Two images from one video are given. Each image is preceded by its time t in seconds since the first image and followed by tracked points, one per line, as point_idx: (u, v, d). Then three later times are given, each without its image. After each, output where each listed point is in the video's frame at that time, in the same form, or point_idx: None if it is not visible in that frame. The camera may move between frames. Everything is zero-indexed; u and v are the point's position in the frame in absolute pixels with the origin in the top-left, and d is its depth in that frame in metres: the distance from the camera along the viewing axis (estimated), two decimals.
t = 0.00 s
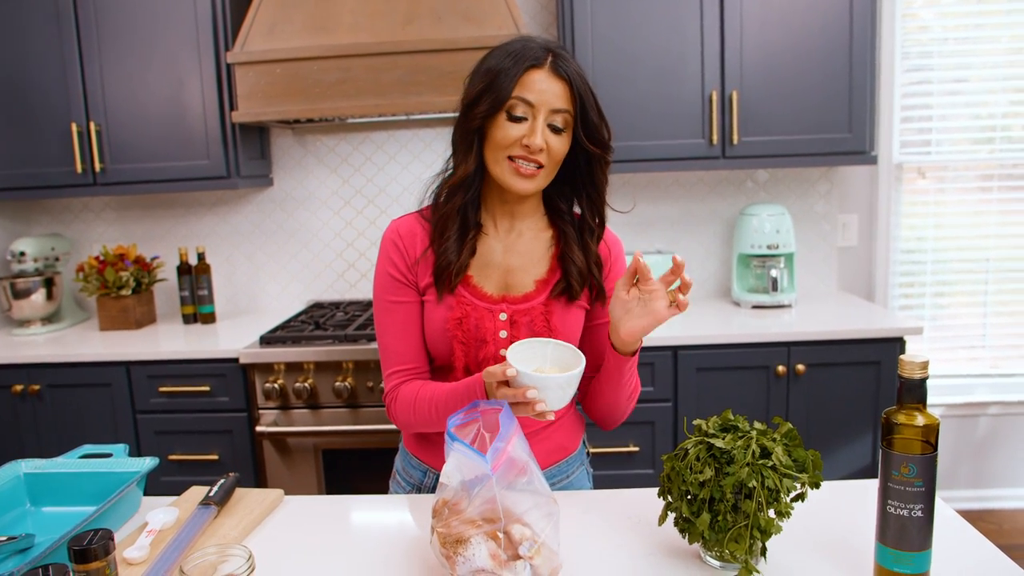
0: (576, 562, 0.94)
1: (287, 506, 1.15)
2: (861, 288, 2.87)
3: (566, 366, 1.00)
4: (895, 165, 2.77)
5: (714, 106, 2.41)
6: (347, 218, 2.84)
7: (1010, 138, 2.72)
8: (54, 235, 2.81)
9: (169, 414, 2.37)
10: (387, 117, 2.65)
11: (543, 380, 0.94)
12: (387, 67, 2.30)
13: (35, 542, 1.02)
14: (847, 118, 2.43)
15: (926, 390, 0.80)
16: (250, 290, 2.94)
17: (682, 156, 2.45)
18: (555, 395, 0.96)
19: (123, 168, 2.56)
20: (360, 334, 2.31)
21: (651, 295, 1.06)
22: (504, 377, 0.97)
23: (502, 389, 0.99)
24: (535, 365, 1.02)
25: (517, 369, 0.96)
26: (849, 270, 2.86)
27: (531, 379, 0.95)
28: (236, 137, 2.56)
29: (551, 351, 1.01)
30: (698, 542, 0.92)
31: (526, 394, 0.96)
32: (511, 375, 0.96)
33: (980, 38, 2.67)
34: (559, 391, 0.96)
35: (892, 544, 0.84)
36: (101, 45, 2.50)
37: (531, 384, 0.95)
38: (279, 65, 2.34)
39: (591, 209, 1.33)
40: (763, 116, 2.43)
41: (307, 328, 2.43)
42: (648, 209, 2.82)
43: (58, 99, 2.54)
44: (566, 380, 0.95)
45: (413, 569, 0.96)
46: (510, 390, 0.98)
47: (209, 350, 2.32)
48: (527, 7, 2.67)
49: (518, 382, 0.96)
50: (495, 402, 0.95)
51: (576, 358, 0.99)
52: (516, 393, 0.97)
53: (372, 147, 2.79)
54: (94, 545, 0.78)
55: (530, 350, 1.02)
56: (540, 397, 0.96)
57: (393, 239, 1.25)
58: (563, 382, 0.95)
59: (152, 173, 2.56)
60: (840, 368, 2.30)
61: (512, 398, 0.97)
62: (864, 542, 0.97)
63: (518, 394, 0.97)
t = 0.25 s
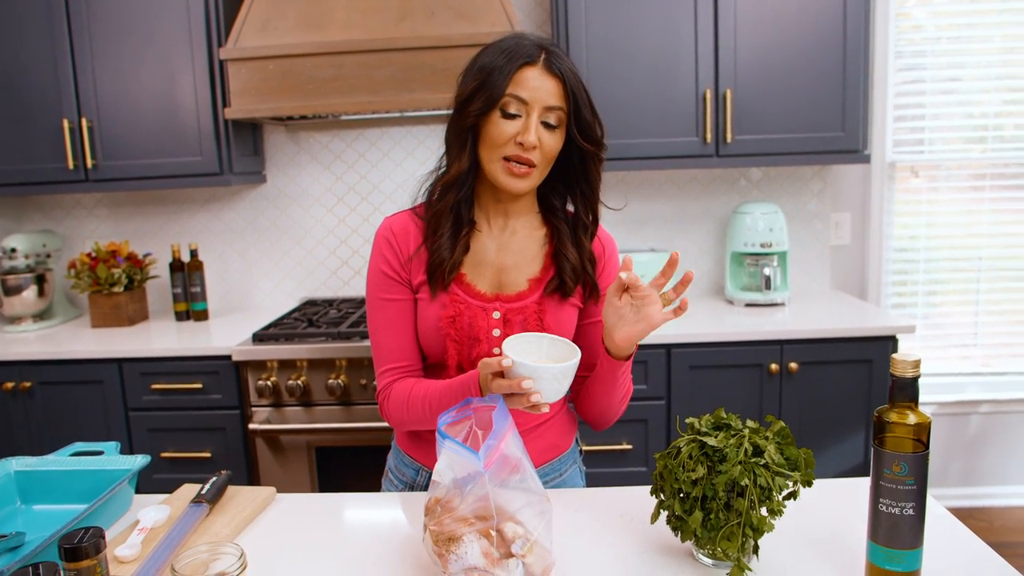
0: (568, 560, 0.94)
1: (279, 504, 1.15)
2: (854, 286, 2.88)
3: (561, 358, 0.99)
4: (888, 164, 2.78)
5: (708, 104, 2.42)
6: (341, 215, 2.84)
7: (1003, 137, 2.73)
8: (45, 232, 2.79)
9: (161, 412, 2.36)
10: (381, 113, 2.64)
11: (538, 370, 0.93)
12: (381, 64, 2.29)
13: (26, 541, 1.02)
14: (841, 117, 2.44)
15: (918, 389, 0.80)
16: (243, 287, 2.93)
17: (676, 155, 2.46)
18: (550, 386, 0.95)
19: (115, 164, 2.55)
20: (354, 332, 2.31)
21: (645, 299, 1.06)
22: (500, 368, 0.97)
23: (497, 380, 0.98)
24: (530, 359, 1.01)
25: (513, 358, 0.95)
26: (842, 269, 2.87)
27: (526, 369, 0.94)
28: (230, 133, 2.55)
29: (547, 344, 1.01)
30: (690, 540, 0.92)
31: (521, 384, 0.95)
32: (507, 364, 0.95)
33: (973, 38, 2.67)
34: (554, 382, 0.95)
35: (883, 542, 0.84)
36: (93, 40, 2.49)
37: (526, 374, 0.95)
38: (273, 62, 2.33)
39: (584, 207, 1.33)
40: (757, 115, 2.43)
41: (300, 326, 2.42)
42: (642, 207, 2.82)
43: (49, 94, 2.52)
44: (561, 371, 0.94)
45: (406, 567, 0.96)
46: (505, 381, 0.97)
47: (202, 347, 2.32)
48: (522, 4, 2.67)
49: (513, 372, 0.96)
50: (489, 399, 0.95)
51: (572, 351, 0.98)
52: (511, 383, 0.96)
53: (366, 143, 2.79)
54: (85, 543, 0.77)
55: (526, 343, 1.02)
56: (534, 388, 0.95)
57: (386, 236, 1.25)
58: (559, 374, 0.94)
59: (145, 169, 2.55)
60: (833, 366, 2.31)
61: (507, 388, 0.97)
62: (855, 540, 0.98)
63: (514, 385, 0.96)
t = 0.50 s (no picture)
0: (565, 561, 0.94)
1: (276, 506, 1.15)
2: (849, 286, 2.88)
3: (554, 363, 1.01)
4: (883, 164, 2.78)
5: (703, 104, 2.42)
6: (337, 216, 2.83)
7: (997, 137, 2.74)
8: (40, 234, 2.78)
9: (157, 414, 2.35)
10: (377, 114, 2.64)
11: (531, 378, 0.95)
12: (377, 65, 2.29)
13: (21, 544, 1.01)
14: (836, 116, 2.44)
15: (912, 388, 0.80)
16: (239, 288, 2.92)
17: (672, 155, 2.46)
18: (544, 393, 0.97)
19: (110, 165, 2.55)
20: (350, 333, 2.31)
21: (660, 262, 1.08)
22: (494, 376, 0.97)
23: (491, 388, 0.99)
24: (523, 363, 1.02)
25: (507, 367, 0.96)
26: (838, 268, 2.87)
27: (520, 377, 0.96)
28: (225, 135, 2.54)
29: (539, 348, 1.02)
30: (687, 541, 0.92)
31: (515, 392, 0.96)
32: (501, 374, 0.96)
33: (967, 37, 2.68)
34: (548, 388, 0.97)
35: (879, 541, 0.84)
36: (88, 42, 2.48)
37: (520, 382, 0.96)
38: (268, 63, 2.33)
39: (580, 207, 1.33)
40: (752, 115, 2.44)
41: (296, 327, 2.42)
42: (638, 208, 2.83)
43: (43, 96, 2.51)
44: (554, 376, 0.96)
45: (402, 568, 0.95)
46: (499, 389, 0.98)
47: (197, 349, 2.31)
48: (517, 5, 2.67)
49: (507, 380, 0.96)
50: (484, 401, 0.94)
51: (563, 355, 1.00)
52: (505, 392, 0.97)
53: (361, 144, 2.78)
54: (81, 546, 0.77)
55: (517, 347, 1.02)
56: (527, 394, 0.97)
57: (381, 238, 1.25)
58: (551, 379, 0.95)
59: (140, 170, 2.54)
60: (829, 365, 2.32)
61: (501, 397, 0.98)
62: (851, 539, 0.98)
63: (508, 393, 0.97)
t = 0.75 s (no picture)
0: (569, 562, 0.95)
1: (279, 507, 1.15)
2: (852, 287, 2.88)
3: (565, 360, 1.01)
4: (886, 165, 2.78)
5: (706, 106, 2.42)
6: (339, 218, 2.84)
7: (1000, 138, 2.74)
8: (44, 235, 2.79)
9: (161, 415, 2.36)
10: (379, 116, 2.65)
11: (544, 380, 0.95)
12: (380, 67, 2.29)
13: (26, 545, 1.01)
14: (839, 118, 2.44)
15: (916, 390, 0.80)
16: (242, 290, 2.93)
17: (674, 157, 2.46)
18: (558, 392, 0.97)
19: (113, 167, 2.55)
20: (353, 334, 2.31)
21: (640, 286, 1.07)
22: (506, 379, 0.97)
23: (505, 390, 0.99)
24: (532, 361, 1.02)
25: (519, 369, 0.96)
26: (841, 270, 2.87)
27: (533, 380, 0.95)
28: (228, 136, 2.55)
29: (546, 345, 1.02)
30: (691, 542, 0.92)
31: (529, 394, 0.96)
32: (514, 376, 0.96)
33: (969, 39, 2.68)
34: (561, 386, 0.96)
35: (883, 543, 0.84)
36: (92, 44, 2.49)
37: (533, 385, 0.96)
38: (271, 65, 2.33)
39: (583, 207, 1.33)
40: (755, 117, 2.44)
41: (299, 329, 2.42)
42: (641, 209, 2.83)
43: (47, 98, 2.52)
44: (567, 375, 0.95)
45: (406, 570, 0.96)
46: (513, 391, 0.98)
47: (201, 350, 2.31)
48: (520, 7, 2.67)
49: (520, 382, 0.97)
50: (488, 401, 0.95)
51: (573, 351, 1.00)
52: (520, 394, 0.97)
53: (364, 146, 2.79)
54: (86, 547, 0.77)
55: (526, 347, 1.02)
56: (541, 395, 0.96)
57: (383, 239, 1.25)
58: (563, 378, 0.95)
59: (144, 172, 2.55)
60: (832, 367, 2.32)
61: (516, 399, 0.97)
62: (855, 541, 0.98)
63: (522, 395, 0.97)
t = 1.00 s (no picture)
0: (575, 565, 0.94)
1: (284, 510, 1.15)
2: (858, 290, 2.87)
3: (572, 372, 1.01)
4: (891, 168, 2.78)
5: (710, 109, 2.42)
6: (345, 221, 2.84)
7: (1006, 140, 2.74)
8: (51, 239, 2.81)
9: (166, 418, 2.37)
10: (384, 120, 2.65)
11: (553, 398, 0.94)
12: (385, 71, 2.30)
13: (33, 548, 1.02)
14: (844, 121, 2.44)
15: (923, 393, 0.80)
16: (247, 293, 2.94)
17: (679, 160, 2.46)
18: (566, 407, 0.97)
19: (119, 171, 2.56)
20: (358, 338, 2.31)
21: (627, 353, 1.09)
22: (515, 397, 0.96)
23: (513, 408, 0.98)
24: (537, 370, 1.02)
25: (529, 389, 0.95)
26: (846, 273, 2.86)
27: (543, 399, 0.95)
28: (233, 140, 2.56)
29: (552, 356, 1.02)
30: (696, 545, 0.92)
31: (538, 411, 0.96)
32: (523, 396, 0.95)
33: (975, 41, 2.68)
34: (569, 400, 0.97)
35: (889, 547, 0.84)
36: (99, 49, 2.50)
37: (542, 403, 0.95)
38: (277, 69, 2.34)
39: (589, 211, 1.33)
40: (760, 119, 2.44)
41: (304, 332, 2.43)
42: (646, 212, 2.83)
43: (54, 103, 2.54)
44: (577, 392, 0.95)
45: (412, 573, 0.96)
46: (522, 408, 0.97)
47: (206, 353, 2.32)
48: (524, 11, 2.68)
49: (528, 400, 0.96)
50: (492, 405, 0.95)
51: (581, 365, 0.99)
52: (529, 412, 0.97)
53: (369, 150, 2.79)
54: (93, 549, 0.77)
55: (532, 360, 1.02)
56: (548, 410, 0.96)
57: (389, 243, 1.25)
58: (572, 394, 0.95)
59: (150, 176, 2.56)
60: (838, 370, 2.31)
61: (524, 416, 0.97)
62: (862, 545, 0.98)
63: (531, 412, 0.97)
